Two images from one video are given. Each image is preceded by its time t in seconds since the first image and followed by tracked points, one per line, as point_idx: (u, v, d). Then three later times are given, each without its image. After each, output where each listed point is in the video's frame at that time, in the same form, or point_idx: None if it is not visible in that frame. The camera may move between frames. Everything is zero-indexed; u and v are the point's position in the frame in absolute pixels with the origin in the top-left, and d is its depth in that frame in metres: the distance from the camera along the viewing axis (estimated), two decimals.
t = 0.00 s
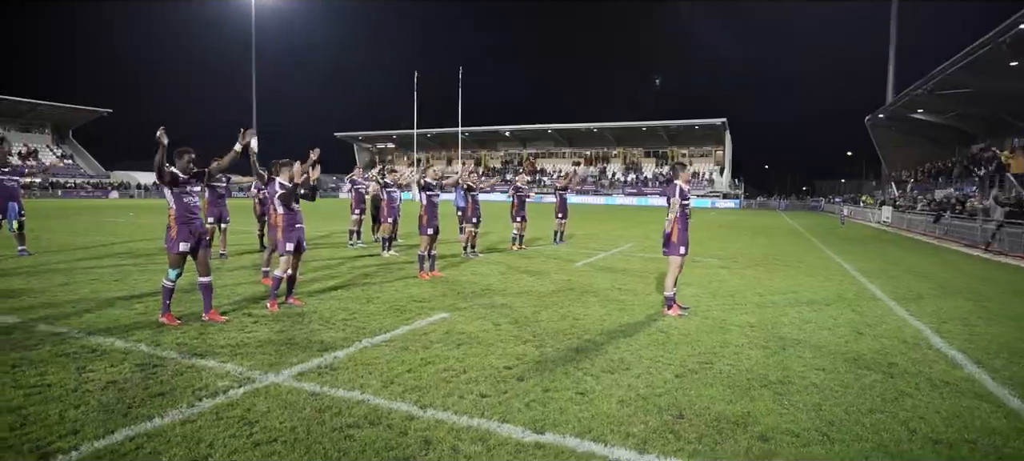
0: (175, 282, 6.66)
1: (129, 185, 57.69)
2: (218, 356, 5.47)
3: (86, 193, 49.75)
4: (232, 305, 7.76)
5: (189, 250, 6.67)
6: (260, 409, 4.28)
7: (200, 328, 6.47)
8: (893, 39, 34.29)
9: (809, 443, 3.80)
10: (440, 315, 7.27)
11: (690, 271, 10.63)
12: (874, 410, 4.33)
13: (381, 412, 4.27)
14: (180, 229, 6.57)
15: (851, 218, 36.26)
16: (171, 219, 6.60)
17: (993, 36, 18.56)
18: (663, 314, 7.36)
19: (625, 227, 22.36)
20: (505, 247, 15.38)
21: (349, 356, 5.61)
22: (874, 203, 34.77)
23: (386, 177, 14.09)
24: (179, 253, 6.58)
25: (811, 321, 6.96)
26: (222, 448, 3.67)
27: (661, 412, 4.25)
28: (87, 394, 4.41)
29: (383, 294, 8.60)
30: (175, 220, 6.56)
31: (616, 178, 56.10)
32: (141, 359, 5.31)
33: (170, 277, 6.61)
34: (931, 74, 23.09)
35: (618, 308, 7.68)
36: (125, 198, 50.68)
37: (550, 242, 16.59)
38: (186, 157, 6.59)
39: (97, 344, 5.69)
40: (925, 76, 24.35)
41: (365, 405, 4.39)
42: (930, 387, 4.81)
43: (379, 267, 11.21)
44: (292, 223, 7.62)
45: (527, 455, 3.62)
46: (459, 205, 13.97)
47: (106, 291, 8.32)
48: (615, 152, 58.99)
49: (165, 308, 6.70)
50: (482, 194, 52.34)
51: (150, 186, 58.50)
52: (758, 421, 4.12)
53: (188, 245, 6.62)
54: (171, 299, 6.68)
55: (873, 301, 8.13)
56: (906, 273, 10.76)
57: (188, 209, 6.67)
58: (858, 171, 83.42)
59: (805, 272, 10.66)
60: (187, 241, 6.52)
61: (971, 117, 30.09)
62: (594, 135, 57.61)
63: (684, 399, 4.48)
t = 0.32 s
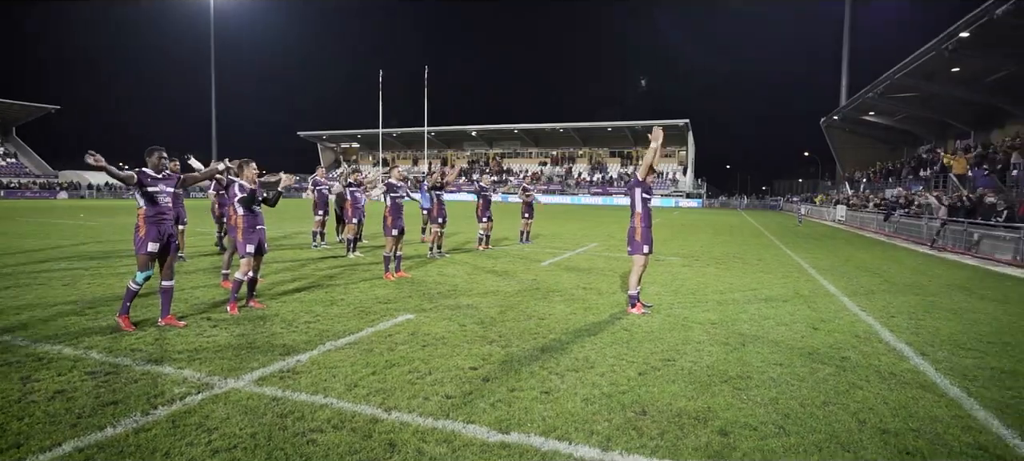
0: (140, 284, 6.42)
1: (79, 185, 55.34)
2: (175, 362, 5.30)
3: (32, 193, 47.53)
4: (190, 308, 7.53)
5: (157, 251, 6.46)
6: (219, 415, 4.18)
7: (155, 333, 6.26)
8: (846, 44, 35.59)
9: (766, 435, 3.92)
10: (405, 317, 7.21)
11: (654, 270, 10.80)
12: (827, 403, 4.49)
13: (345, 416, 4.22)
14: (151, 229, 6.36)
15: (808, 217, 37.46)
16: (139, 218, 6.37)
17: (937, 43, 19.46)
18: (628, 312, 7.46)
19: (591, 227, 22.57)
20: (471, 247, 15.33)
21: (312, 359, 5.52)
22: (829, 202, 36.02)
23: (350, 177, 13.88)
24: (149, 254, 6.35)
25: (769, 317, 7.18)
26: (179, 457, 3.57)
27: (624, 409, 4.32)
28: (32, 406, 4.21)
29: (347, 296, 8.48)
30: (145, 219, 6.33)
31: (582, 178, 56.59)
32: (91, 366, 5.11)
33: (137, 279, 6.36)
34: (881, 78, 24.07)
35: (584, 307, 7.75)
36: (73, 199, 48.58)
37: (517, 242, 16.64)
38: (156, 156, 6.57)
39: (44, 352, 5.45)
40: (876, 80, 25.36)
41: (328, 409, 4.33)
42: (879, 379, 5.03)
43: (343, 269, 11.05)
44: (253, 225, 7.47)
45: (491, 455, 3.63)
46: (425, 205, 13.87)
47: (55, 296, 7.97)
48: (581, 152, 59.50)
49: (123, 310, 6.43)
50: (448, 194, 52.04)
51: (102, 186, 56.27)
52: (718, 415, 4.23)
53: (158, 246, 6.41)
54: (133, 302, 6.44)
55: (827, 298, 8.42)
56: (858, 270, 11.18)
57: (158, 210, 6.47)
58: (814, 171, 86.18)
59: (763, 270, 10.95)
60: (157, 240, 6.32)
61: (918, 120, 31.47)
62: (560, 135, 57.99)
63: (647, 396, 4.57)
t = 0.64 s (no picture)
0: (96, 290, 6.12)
1: (14, 186, 52.47)
2: (119, 372, 5.08)
3: None
4: (136, 315, 7.22)
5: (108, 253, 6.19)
6: (167, 425, 4.03)
7: (98, 342, 5.98)
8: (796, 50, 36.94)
9: (718, 430, 4.03)
10: (362, 320, 7.11)
11: (612, 269, 10.96)
12: (777, 396, 4.66)
13: (300, 422, 4.13)
14: (100, 230, 6.07)
15: (761, 216, 38.69)
16: (86, 220, 6.07)
17: (878, 50, 20.41)
18: (587, 311, 7.55)
19: (551, 227, 22.73)
20: (431, 248, 15.22)
21: (266, 364, 5.38)
22: (781, 202, 37.31)
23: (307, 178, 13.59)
24: (100, 256, 6.07)
25: (723, 314, 7.39)
26: None
27: (582, 409, 4.36)
28: None
29: (303, 299, 8.30)
30: (94, 220, 6.04)
31: (543, 178, 56.94)
32: (26, 379, 4.84)
33: (91, 285, 6.06)
34: (828, 83, 25.10)
35: (544, 307, 7.81)
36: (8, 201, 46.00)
37: (477, 244, 16.62)
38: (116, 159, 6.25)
39: None
40: (823, 85, 26.45)
41: (283, 416, 4.23)
42: (825, 372, 5.24)
43: (299, 271, 10.80)
44: (203, 227, 7.22)
45: (449, 459, 3.61)
46: (383, 206, 13.70)
47: None
48: (541, 153, 59.89)
49: (81, 321, 6.13)
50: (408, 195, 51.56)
51: (39, 188, 53.49)
52: (673, 412, 4.32)
53: (109, 247, 6.13)
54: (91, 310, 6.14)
55: (777, 294, 8.73)
56: (806, 267, 11.62)
57: (108, 210, 6.18)
58: (766, 172, 89.10)
59: (717, 268, 11.26)
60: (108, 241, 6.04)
61: (862, 124, 32.94)
62: (520, 136, 58.21)
63: (604, 395, 4.63)
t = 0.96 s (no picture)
0: (35, 302, 5.76)
1: None
2: (46, 390, 4.78)
3: None
4: (66, 328, 6.81)
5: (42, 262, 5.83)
6: (99, 445, 3.81)
7: (22, 358, 5.60)
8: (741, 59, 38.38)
9: (666, 430, 4.13)
10: (312, 328, 6.93)
11: (565, 274, 11.07)
12: (722, 395, 4.80)
13: (245, 436, 3.99)
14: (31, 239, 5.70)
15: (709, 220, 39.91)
16: (15, 228, 5.68)
17: (815, 61, 21.43)
18: (540, 316, 7.60)
19: (505, 232, 22.80)
20: (383, 254, 15.00)
21: (210, 377, 5.18)
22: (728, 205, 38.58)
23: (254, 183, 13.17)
24: (33, 265, 5.70)
25: (672, 316, 7.58)
26: None
27: (534, 413, 4.38)
28: None
29: (250, 308, 8.03)
30: (24, 228, 5.68)
31: (498, 183, 57.04)
32: None
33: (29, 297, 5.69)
34: (770, 91, 26.19)
35: (497, 312, 7.82)
36: None
37: (431, 249, 16.48)
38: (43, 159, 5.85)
39: None
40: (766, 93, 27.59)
41: (226, 430, 4.08)
42: (767, 371, 5.44)
43: (245, 279, 10.44)
44: (136, 234, 6.93)
45: None
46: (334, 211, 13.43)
47: None
48: (496, 158, 60.04)
49: (31, 336, 5.73)
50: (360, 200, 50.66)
51: None
52: (623, 413, 4.40)
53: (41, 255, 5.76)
54: (38, 324, 5.72)
55: (723, 296, 9.02)
56: (750, 269, 12.07)
57: (41, 218, 5.82)
58: (714, 177, 92.03)
59: (667, 271, 11.55)
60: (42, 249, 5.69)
61: (802, 130, 34.48)
62: (475, 141, 58.19)
63: (557, 399, 4.66)
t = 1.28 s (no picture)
0: None
1: None
2: None
3: None
4: None
5: None
6: None
7: None
8: (689, 73, 39.70)
9: (616, 438, 4.19)
10: (259, 343, 6.72)
11: (519, 284, 11.12)
12: (671, 402, 4.91)
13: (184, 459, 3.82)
14: None
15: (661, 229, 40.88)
16: None
17: (759, 76, 22.38)
18: (494, 327, 7.61)
19: (459, 243, 22.74)
20: (335, 266, 14.71)
21: (146, 397, 4.94)
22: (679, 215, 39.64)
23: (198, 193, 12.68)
24: None
25: (624, 325, 7.71)
26: None
27: (487, 426, 4.37)
28: None
29: (192, 324, 7.70)
30: None
31: (453, 193, 56.87)
32: None
33: None
34: (717, 105, 27.15)
35: (450, 324, 7.77)
36: None
37: (384, 260, 16.25)
38: None
39: None
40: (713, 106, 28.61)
41: (164, 453, 3.89)
42: (715, 377, 5.60)
43: (188, 294, 10.01)
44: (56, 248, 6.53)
45: None
46: (284, 222, 13.10)
47: None
48: (451, 168, 59.92)
49: None
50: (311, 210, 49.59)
51: None
52: (575, 423, 4.44)
53: None
54: None
55: (674, 304, 9.24)
56: (699, 277, 12.41)
57: None
58: (665, 187, 94.51)
59: (619, 280, 11.76)
60: None
61: (748, 143, 35.85)
62: (430, 151, 57.93)
63: (509, 410, 4.66)
